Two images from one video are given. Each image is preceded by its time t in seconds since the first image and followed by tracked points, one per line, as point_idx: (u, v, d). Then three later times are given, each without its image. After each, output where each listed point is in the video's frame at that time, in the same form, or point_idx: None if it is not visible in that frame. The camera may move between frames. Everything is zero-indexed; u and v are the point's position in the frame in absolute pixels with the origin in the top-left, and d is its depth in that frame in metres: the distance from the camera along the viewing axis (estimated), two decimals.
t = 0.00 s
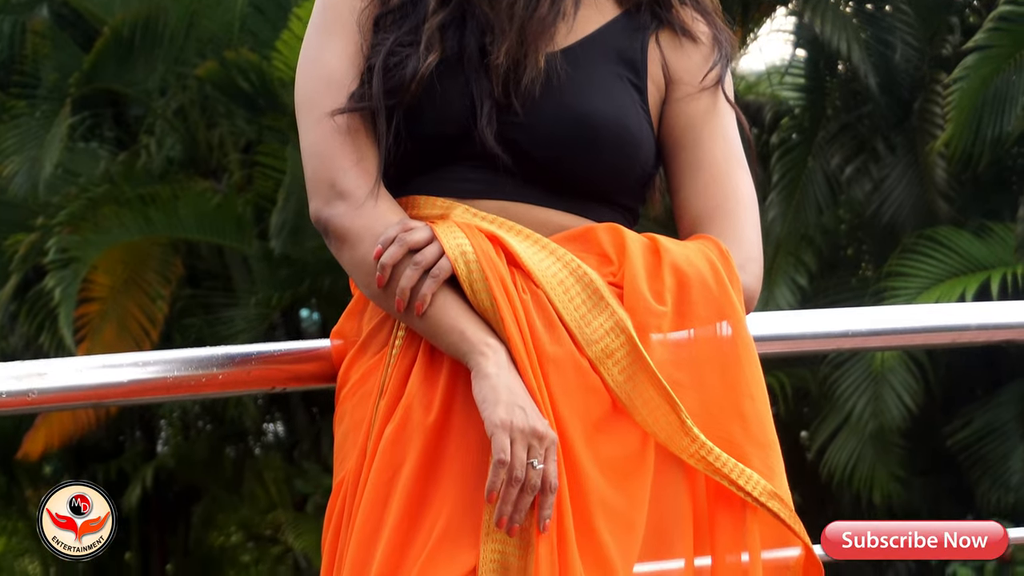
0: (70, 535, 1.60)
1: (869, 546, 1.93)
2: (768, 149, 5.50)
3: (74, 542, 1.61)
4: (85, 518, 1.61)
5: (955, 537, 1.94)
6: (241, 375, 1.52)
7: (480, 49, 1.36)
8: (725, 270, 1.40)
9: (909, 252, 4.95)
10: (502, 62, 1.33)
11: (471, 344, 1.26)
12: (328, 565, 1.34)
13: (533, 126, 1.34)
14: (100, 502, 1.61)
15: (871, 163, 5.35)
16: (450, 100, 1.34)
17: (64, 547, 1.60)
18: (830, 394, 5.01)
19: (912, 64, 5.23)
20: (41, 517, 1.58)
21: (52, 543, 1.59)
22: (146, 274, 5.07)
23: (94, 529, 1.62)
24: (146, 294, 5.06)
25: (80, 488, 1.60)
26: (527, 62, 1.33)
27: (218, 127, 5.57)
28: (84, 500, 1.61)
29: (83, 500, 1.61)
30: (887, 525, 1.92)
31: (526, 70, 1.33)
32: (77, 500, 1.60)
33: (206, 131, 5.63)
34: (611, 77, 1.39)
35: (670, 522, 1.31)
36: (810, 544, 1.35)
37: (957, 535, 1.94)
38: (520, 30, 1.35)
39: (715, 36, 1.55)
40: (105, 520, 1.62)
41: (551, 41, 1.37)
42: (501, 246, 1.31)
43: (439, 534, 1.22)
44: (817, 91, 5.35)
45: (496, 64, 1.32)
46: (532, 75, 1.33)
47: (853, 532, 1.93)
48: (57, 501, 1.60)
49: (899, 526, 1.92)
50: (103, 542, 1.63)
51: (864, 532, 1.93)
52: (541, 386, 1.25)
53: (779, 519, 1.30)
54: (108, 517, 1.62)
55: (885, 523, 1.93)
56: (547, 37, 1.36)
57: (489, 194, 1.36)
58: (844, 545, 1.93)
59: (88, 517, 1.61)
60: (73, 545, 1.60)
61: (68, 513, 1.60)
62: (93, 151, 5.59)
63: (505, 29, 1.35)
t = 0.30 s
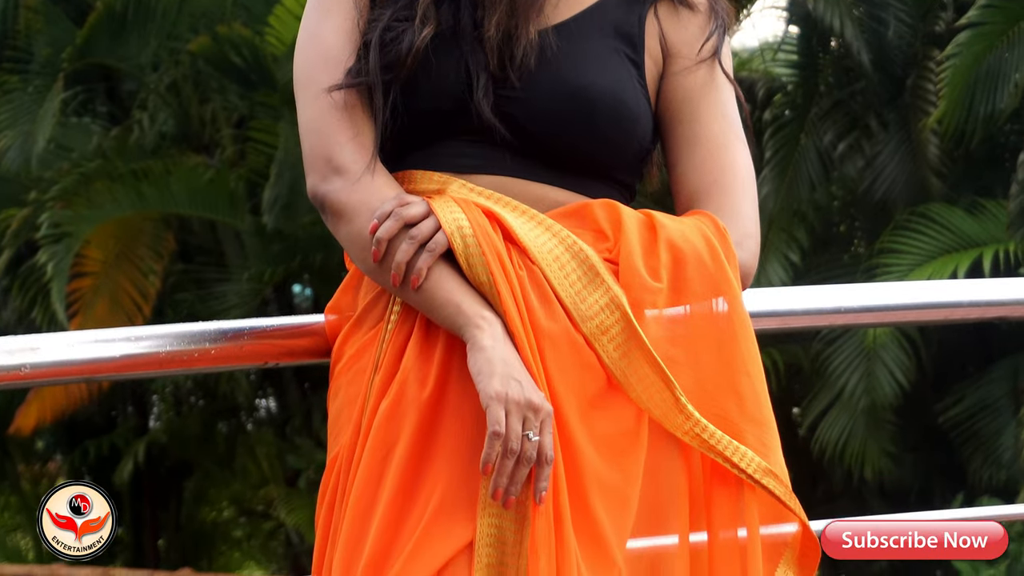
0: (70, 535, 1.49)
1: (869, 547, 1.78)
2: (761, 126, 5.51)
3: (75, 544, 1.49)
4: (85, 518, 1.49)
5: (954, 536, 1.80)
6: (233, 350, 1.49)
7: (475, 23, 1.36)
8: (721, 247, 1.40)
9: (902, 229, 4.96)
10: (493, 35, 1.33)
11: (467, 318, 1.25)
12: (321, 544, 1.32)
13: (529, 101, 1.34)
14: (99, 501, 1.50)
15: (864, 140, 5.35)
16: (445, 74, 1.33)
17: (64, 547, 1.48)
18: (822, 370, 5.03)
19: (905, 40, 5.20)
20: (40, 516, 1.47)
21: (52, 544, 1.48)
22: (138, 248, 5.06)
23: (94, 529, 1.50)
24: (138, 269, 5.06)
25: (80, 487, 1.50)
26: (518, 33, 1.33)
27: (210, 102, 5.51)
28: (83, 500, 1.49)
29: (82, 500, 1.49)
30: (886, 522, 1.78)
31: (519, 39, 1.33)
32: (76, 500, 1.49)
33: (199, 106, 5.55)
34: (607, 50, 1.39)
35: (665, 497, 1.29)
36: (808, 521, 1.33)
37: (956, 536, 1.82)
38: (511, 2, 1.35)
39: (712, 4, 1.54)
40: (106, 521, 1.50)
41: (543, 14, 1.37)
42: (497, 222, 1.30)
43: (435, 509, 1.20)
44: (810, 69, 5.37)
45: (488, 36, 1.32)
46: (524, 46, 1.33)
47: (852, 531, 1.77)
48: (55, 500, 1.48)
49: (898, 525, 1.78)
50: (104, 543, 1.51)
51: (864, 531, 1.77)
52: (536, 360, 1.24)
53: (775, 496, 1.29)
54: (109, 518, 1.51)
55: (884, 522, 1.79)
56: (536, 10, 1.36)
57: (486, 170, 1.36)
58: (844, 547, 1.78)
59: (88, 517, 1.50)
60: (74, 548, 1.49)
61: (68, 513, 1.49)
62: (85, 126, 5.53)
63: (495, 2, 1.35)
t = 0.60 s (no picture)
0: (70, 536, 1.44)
1: (869, 545, 1.93)
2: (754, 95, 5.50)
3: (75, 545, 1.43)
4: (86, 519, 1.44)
5: (955, 537, 1.92)
6: (225, 318, 1.45)
7: None
8: (718, 218, 1.35)
9: (894, 197, 4.98)
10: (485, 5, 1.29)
11: (457, 286, 1.20)
12: (313, 517, 1.28)
13: (529, 71, 1.31)
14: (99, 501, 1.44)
15: (856, 109, 5.34)
16: (444, 45, 1.31)
17: (64, 547, 1.43)
18: (813, 338, 5.05)
19: (898, 10, 5.23)
20: (41, 517, 1.41)
21: (52, 543, 1.42)
22: (130, 216, 5.03)
23: (94, 529, 1.44)
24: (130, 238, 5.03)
25: (80, 488, 1.43)
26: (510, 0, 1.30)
27: (203, 70, 5.47)
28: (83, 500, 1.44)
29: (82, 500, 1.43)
30: (886, 524, 1.92)
31: (510, 8, 1.30)
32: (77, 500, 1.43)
33: (191, 73, 5.50)
34: (608, 21, 1.37)
35: (660, 469, 1.25)
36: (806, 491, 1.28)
37: (957, 536, 1.93)
38: None
39: None
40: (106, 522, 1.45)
41: None
42: (493, 194, 1.26)
43: (425, 480, 1.15)
44: (803, 37, 5.30)
45: (482, 6, 1.30)
46: (518, 16, 1.30)
47: (851, 532, 1.94)
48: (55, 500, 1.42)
49: (898, 527, 1.90)
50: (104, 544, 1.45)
51: (864, 532, 1.93)
52: (527, 330, 1.19)
53: (771, 469, 1.25)
54: (109, 519, 1.45)
55: (884, 523, 1.93)
56: None
57: (485, 140, 1.34)
58: (843, 543, 1.95)
59: (88, 518, 1.44)
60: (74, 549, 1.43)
61: (68, 513, 1.43)
62: (78, 92, 5.45)
63: None
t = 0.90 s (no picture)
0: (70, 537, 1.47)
1: (869, 546, 1.87)
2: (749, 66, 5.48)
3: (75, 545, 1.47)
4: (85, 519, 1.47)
5: (955, 537, 1.85)
6: (218, 290, 1.46)
7: None
8: (718, 194, 1.35)
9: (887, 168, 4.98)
10: None
11: (454, 260, 1.21)
12: (309, 487, 1.29)
13: (530, 45, 1.31)
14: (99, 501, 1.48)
15: (849, 81, 5.39)
16: (445, 19, 1.31)
17: (63, 547, 1.45)
18: (806, 310, 5.08)
19: None
20: (40, 516, 1.44)
21: (51, 543, 1.45)
22: (123, 188, 5.04)
23: (94, 529, 1.47)
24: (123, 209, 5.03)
25: (80, 488, 1.47)
26: None
27: (195, 41, 5.42)
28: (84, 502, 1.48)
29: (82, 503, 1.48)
30: (887, 524, 1.87)
31: None
32: (77, 500, 1.47)
33: (184, 45, 5.43)
34: None
35: (658, 443, 1.25)
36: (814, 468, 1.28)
37: (958, 535, 1.85)
38: None
39: None
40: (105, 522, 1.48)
41: None
42: (492, 167, 1.27)
43: (421, 454, 1.15)
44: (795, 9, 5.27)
45: None
46: None
47: (853, 531, 1.86)
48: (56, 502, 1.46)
49: (899, 525, 1.87)
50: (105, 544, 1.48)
51: (865, 531, 1.87)
52: (524, 305, 1.20)
53: (772, 446, 1.25)
54: (109, 519, 1.48)
55: (885, 522, 1.88)
56: None
57: (485, 115, 1.34)
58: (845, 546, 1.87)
59: (88, 518, 1.48)
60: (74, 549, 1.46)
61: (68, 513, 1.47)
62: (71, 65, 5.40)
63: None
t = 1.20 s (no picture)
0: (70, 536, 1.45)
1: (870, 548, 1.60)
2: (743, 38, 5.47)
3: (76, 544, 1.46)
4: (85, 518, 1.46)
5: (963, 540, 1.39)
6: (211, 261, 1.47)
7: None
8: (715, 169, 1.36)
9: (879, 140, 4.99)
10: None
11: (451, 232, 1.21)
12: (301, 457, 1.30)
13: (529, 15, 1.32)
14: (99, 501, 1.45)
15: (842, 53, 5.37)
16: None
17: (63, 547, 1.45)
18: (798, 282, 5.10)
19: None
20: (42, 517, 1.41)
21: (52, 544, 1.43)
22: (115, 158, 5.01)
23: (94, 529, 1.46)
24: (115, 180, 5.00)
25: (80, 488, 1.45)
26: None
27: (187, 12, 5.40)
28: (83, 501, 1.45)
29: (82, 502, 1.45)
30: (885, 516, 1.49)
31: None
32: (77, 500, 1.45)
33: (176, 16, 5.43)
34: None
35: (651, 415, 1.26)
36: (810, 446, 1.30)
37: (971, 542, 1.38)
38: None
39: None
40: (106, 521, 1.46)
41: None
42: (489, 140, 1.27)
43: (415, 426, 1.16)
44: None
45: None
46: None
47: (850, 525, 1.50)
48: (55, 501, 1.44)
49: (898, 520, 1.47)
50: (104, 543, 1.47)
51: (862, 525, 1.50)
52: (521, 278, 1.21)
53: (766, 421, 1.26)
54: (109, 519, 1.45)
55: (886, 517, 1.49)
56: None
57: (483, 88, 1.34)
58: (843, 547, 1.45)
59: (88, 518, 1.46)
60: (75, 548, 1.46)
61: (68, 513, 1.45)
62: (62, 35, 5.38)
63: None
